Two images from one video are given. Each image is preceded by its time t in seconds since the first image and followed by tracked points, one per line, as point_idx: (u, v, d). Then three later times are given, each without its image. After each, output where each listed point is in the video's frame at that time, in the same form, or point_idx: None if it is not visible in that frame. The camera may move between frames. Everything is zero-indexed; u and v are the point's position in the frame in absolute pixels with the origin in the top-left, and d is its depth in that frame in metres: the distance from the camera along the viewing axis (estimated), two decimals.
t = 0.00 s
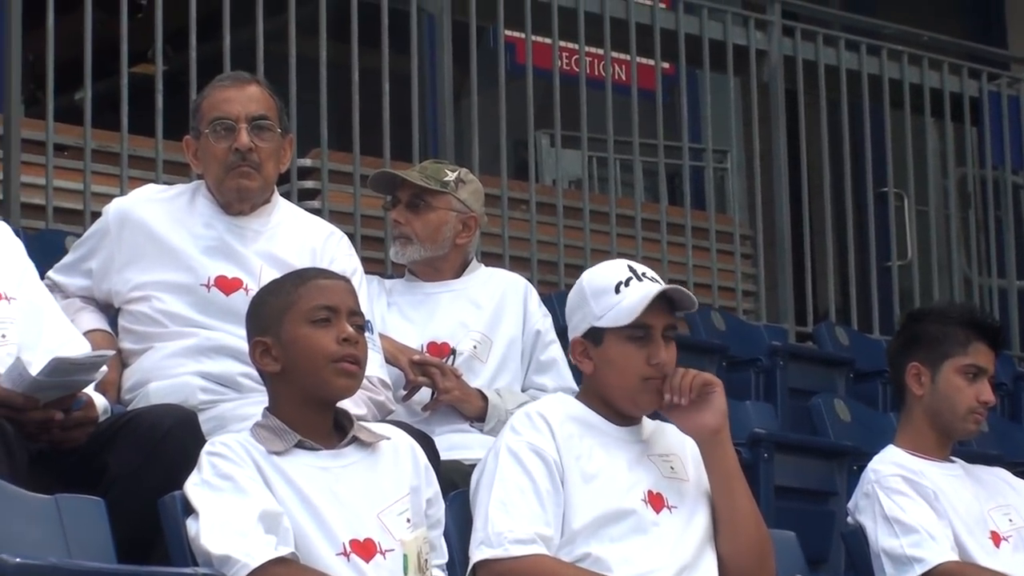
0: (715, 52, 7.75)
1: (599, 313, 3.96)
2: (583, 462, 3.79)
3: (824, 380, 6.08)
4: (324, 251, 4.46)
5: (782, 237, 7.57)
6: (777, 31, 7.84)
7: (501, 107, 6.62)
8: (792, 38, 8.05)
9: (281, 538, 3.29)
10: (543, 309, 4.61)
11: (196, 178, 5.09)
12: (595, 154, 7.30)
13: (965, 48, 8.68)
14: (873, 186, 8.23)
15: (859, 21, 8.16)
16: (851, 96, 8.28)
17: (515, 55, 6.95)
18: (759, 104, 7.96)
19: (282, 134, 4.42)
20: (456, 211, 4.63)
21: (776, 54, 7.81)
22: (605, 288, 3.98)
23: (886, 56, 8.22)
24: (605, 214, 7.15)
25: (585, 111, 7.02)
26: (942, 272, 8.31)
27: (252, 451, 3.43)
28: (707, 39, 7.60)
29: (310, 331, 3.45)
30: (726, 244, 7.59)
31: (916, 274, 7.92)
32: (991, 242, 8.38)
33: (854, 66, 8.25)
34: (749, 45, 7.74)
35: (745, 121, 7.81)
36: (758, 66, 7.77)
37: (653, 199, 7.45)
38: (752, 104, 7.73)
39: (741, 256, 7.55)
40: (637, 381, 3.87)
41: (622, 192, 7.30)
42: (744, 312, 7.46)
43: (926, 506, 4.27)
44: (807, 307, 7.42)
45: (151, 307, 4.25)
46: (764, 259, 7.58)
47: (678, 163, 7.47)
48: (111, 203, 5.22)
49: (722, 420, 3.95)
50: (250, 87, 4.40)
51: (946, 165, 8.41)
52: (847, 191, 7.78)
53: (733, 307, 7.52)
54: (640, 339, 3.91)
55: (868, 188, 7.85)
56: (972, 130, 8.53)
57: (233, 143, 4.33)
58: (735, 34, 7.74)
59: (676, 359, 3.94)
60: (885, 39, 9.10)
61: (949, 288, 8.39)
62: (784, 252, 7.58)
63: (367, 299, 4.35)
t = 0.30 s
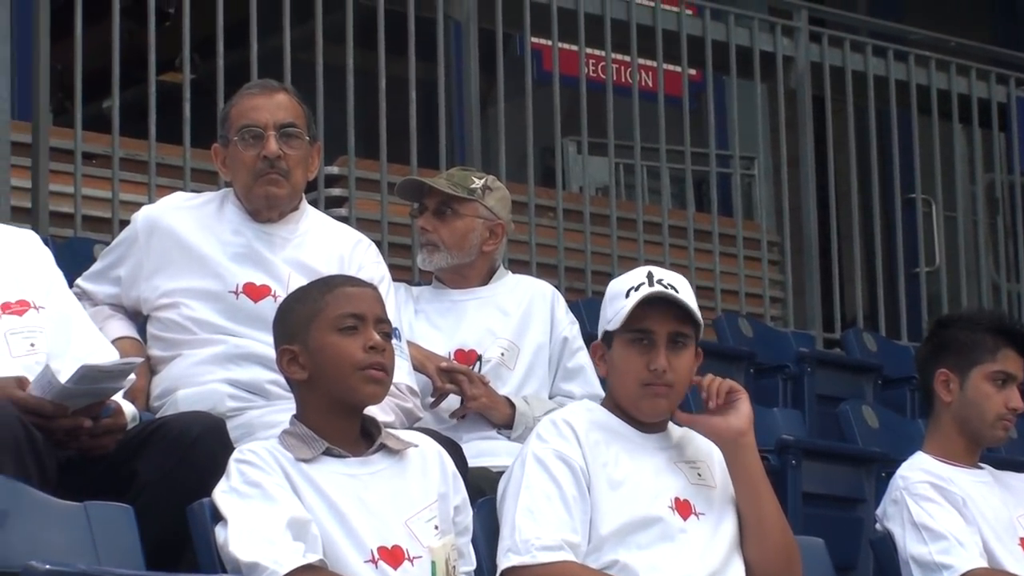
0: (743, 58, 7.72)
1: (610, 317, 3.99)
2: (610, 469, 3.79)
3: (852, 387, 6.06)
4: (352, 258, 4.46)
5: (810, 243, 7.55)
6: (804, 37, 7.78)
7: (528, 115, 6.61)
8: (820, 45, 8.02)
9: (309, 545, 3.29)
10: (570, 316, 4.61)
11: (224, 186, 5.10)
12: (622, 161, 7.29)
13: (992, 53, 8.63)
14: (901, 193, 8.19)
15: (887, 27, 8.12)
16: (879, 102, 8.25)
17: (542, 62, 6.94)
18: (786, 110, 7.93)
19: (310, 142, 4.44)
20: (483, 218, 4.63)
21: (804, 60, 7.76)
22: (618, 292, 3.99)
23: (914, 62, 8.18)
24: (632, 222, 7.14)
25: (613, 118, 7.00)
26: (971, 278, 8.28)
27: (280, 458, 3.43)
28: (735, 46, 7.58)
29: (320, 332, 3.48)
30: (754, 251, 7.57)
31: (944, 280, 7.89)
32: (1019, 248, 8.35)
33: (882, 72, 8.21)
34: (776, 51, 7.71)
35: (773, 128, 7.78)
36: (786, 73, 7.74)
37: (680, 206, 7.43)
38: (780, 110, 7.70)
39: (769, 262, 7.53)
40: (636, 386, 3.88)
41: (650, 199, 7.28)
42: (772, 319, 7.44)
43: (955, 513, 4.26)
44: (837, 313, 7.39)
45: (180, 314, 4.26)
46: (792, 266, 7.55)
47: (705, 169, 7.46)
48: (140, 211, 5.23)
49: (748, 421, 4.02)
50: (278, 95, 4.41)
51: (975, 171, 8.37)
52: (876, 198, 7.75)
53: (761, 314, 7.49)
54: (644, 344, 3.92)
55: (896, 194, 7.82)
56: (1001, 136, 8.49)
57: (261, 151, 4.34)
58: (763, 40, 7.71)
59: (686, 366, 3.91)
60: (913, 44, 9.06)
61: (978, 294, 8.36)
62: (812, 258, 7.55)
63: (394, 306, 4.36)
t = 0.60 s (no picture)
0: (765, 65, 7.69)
1: (637, 326, 3.98)
2: (635, 477, 3.79)
3: (876, 394, 6.06)
4: (376, 266, 4.46)
5: (834, 250, 7.52)
6: (828, 45, 7.69)
7: (552, 123, 6.59)
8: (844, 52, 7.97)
9: (334, 553, 3.27)
10: (594, 324, 4.61)
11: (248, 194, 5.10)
12: (646, 169, 7.27)
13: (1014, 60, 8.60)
14: (925, 200, 8.16)
15: (910, 34, 8.10)
16: (903, 109, 8.21)
17: (565, 70, 6.92)
18: (809, 117, 7.89)
19: (334, 150, 4.44)
20: (507, 225, 4.63)
21: (827, 68, 7.70)
22: (645, 301, 3.99)
23: (938, 69, 8.15)
24: (656, 229, 7.12)
25: (636, 126, 6.97)
26: (994, 285, 8.26)
27: (306, 465, 3.41)
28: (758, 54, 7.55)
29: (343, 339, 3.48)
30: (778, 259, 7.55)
31: (968, 288, 7.87)
32: None
33: (905, 80, 8.18)
34: (800, 59, 7.67)
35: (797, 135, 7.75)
36: (809, 80, 7.70)
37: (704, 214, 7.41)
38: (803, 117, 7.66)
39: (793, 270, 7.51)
40: (661, 397, 3.88)
41: (673, 207, 7.25)
42: (795, 327, 7.42)
43: (979, 520, 4.25)
44: (861, 321, 7.37)
45: (204, 324, 4.26)
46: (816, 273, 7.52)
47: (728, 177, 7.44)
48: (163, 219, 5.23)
49: (771, 429, 4.00)
50: (302, 103, 4.42)
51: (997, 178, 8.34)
52: (899, 207, 7.71)
53: (785, 322, 7.46)
54: (669, 355, 3.91)
55: (920, 202, 7.79)
56: None
57: (286, 159, 4.35)
58: (786, 48, 7.68)
59: (711, 377, 3.91)
60: (934, 51, 9.04)
61: (1000, 301, 8.34)
62: (837, 266, 7.53)
63: (418, 314, 4.36)
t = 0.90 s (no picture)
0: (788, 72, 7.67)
1: (652, 333, 3.98)
2: (657, 484, 3.78)
3: (900, 401, 6.05)
4: (398, 273, 4.46)
5: (858, 257, 7.50)
6: (850, 50, 7.70)
7: (574, 129, 6.58)
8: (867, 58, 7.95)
9: (359, 560, 3.27)
10: (618, 330, 4.61)
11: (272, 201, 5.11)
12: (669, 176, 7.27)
13: None
14: (949, 206, 8.14)
15: (933, 40, 8.07)
16: (926, 115, 8.18)
17: (588, 77, 6.92)
18: (833, 123, 7.87)
19: (356, 157, 4.44)
20: (530, 231, 4.63)
21: (850, 74, 7.67)
22: (659, 307, 3.99)
23: (961, 75, 8.13)
24: (679, 235, 7.10)
25: (659, 133, 6.96)
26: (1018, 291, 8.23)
27: (333, 472, 3.40)
28: (781, 60, 7.53)
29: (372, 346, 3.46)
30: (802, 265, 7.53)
31: (992, 294, 7.84)
32: None
33: (929, 85, 8.15)
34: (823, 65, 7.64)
35: (820, 140, 7.73)
36: (832, 86, 7.68)
37: (727, 221, 7.39)
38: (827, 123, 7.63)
39: (817, 276, 7.49)
40: (679, 402, 3.87)
41: (697, 214, 7.24)
42: (819, 333, 7.40)
43: (1004, 527, 4.24)
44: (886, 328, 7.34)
45: (228, 332, 4.27)
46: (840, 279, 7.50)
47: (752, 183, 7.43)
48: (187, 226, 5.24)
49: (792, 435, 3.98)
50: (324, 110, 4.42)
51: (1021, 184, 8.31)
52: (923, 213, 7.68)
53: (808, 328, 7.44)
54: (685, 360, 3.91)
55: (944, 208, 7.76)
56: None
57: (308, 167, 4.35)
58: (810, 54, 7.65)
59: (729, 380, 3.90)
60: (957, 57, 9.00)
61: None
62: (861, 272, 7.51)
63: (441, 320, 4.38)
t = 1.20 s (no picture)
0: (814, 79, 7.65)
1: (675, 339, 3.98)
2: (683, 491, 3.77)
3: (927, 408, 6.05)
4: (425, 282, 4.47)
5: (884, 264, 7.48)
6: (877, 58, 7.67)
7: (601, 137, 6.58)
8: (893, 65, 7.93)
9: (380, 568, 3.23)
10: (645, 338, 4.60)
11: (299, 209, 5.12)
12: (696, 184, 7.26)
13: None
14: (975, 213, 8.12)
15: (959, 47, 8.06)
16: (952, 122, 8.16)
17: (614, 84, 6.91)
18: (860, 130, 7.85)
19: (384, 165, 4.43)
20: (557, 239, 4.64)
21: (877, 81, 7.66)
22: (685, 313, 3.99)
23: (988, 82, 8.10)
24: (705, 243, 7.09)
25: (685, 140, 6.94)
26: None
27: (360, 479, 3.36)
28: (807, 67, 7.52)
29: (404, 349, 3.39)
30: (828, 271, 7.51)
31: (1018, 301, 7.82)
32: None
33: (956, 92, 8.13)
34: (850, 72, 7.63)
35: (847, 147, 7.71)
36: (859, 93, 7.66)
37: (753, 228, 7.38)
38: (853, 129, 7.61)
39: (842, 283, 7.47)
40: (701, 408, 3.87)
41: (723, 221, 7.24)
42: (846, 340, 7.38)
43: None
44: (913, 335, 7.33)
45: (256, 341, 4.27)
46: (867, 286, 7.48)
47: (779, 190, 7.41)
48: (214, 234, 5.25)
49: (815, 445, 3.99)
50: (350, 118, 4.42)
51: None
52: (950, 220, 7.66)
53: (835, 335, 7.42)
54: (708, 366, 3.90)
55: (970, 215, 7.74)
56: None
57: (334, 175, 4.35)
58: (837, 61, 7.64)
59: (752, 387, 3.89)
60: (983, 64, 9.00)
61: None
62: (887, 279, 7.49)
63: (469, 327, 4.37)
